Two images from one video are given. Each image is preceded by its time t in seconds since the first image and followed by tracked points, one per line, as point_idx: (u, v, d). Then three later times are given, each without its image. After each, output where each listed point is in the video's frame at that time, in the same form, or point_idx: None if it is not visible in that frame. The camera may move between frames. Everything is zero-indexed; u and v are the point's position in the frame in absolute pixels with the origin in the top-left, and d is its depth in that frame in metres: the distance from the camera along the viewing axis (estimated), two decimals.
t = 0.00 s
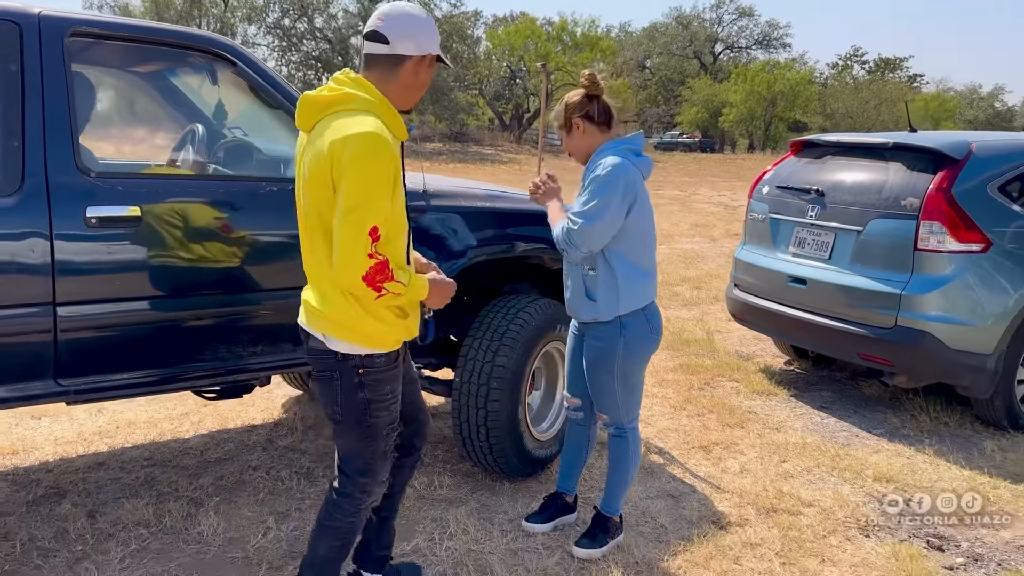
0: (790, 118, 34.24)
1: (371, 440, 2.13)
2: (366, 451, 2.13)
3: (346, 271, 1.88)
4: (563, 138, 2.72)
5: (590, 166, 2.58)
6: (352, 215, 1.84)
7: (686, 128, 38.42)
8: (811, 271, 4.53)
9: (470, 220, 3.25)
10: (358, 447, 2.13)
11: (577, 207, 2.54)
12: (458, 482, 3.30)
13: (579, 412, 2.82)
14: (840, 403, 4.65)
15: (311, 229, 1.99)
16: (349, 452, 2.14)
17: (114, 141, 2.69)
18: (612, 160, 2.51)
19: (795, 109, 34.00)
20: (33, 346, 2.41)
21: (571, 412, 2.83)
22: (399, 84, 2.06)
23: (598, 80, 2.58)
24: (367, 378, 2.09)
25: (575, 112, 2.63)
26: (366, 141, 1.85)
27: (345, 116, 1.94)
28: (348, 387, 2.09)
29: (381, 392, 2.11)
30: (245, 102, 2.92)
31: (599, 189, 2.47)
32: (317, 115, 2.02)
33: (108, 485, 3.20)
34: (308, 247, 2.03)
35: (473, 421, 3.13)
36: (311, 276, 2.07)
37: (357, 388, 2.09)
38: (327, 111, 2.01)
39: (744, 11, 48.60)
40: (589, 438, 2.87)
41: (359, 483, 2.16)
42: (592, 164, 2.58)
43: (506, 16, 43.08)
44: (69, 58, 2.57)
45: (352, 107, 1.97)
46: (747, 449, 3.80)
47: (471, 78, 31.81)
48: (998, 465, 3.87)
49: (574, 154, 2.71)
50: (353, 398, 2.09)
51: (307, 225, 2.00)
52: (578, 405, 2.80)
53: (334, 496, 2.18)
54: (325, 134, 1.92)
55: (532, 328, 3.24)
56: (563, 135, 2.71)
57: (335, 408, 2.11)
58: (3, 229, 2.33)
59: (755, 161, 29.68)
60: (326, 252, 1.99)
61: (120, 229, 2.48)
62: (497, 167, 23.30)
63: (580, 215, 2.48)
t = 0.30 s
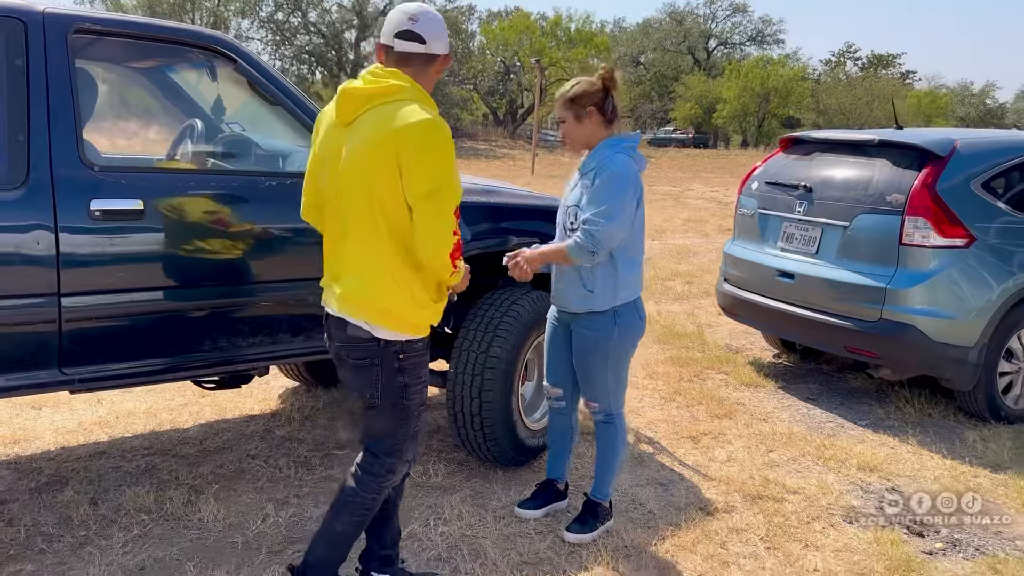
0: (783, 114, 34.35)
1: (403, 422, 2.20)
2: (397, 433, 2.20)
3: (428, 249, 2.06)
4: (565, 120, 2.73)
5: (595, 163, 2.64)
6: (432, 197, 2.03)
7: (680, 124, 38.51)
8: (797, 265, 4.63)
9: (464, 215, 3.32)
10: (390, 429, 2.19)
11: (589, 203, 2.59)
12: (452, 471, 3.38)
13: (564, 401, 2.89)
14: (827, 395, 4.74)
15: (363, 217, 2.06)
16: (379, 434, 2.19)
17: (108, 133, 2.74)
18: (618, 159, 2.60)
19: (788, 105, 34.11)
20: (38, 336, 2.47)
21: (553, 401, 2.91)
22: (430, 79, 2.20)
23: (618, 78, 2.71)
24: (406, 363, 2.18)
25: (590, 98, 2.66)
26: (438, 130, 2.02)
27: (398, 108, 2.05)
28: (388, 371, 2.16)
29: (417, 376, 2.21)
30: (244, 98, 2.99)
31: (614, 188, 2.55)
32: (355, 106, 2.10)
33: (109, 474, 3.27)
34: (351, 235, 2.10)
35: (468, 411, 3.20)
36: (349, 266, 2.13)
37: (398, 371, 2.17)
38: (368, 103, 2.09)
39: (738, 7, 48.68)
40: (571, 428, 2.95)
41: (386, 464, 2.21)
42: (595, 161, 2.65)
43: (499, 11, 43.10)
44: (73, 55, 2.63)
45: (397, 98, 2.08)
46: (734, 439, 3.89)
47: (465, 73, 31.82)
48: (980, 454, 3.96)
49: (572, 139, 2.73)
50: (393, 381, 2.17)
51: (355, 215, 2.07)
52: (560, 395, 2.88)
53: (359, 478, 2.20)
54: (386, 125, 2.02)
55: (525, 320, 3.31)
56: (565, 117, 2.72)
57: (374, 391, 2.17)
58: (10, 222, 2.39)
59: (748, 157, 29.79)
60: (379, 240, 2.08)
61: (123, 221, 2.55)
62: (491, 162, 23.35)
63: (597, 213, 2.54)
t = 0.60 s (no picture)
0: (775, 110, 34.44)
1: (438, 413, 2.28)
2: (432, 423, 2.27)
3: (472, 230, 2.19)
4: (561, 113, 2.74)
5: (584, 163, 2.68)
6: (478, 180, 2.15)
7: (672, 120, 38.56)
8: (783, 261, 4.69)
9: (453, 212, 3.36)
10: (425, 420, 2.26)
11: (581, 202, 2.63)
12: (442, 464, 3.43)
13: (547, 394, 2.94)
14: (813, 390, 4.81)
15: (406, 208, 2.15)
16: (416, 424, 2.26)
17: (101, 128, 2.77)
18: (611, 161, 2.66)
19: (779, 102, 34.20)
20: (34, 331, 2.51)
21: (536, 396, 2.95)
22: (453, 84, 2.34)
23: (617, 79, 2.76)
24: (440, 356, 2.27)
25: (593, 99, 2.69)
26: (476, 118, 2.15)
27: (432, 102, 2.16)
28: (423, 365, 2.25)
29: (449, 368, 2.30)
30: (237, 96, 3.02)
31: (611, 191, 2.61)
32: (388, 103, 2.18)
33: (103, 467, 3.30)
34: (390, 230, 2.18)
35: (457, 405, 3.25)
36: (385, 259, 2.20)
37: (432, 365, 2.26)
38: (399, 100, 2.18)
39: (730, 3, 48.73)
40: (555, 420, 3.00)
41: (418, 454, 2.27)
42: (584, 161, 2.69)
43: (492, 6, 43.06)
44: (68, 53, 2.67)
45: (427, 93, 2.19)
46: (721, 433, 3.95)
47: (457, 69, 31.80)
48: (962, 448, 4.03)
49: (564, 133, 2.75)
50: (428, 373, 2.26)
51: (394, 208, 2.15)
52: (543, 389, 2.92)
53: (390, 463, 2.26)
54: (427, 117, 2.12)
55: (514, 316, 3.36)
56: (562, 110, 2.73)
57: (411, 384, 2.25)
58: (6, 219, 2.43)
59: (739, 153, 29.86)
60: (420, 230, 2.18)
61: (117, 218, 2.59)
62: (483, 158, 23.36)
63: (596, 215, 2.60)
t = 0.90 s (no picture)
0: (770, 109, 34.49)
1: (540, 395, 2.24)
2: (542, 405, 2.25)
3: (502, 248, 2.03)
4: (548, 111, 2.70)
5: (563, 161, 2.72)
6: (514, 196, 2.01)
7: (667, 119, 38.60)
8: (775, 261, 4.71)
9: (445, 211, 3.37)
10: (534, 406, 2.24)
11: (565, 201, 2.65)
12: (434, 462, 3.44)
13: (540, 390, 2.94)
14: (804, 388, 4.83)
15: (452, 218, 2.12)
16: (524, 414, 2.24)
17: (92, 127, 2.79)
18: (589, 159, 2.68)
19: (774, 101, 34.27)
20: (25, 329, 2.51)
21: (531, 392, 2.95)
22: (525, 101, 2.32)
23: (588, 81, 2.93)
24: (515, 346, 2.21)
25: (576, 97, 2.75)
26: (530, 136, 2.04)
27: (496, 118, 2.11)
28: (502, 359, 2.19)
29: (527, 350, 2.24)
30: (229, 95, 3.02)
31: (593, 189, 2.62)
32: (458, 116, 2.17)
33: (95, 466, 3.31)
34: (441, 238, 2.16)
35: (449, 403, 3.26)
36: (441, 269, 2.18)
37: (511, 356, 2.20)
38: (470, 114, 2.17)
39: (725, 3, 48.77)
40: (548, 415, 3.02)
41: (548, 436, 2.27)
42: (562, 160, 2.72)
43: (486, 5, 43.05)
44: (60, 52, 2.67)
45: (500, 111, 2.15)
46: (712, 431, 3.97)
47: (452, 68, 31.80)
48: (952, 446, 4.05)
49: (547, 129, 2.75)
50: (511, 366, 2.19)
51: (447, 217, 2.12)
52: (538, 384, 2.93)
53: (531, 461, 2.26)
54: (483, 130, 2.08)
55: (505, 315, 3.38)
56: (551, 109, 2.69)
57: (499, 383, 2.20)
58: None
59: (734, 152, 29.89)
60: (465, 241, 2.13)
61: (109, 217, 2.60)
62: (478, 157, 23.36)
63: (581, 214, 2.61)
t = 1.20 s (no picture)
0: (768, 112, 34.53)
1: (639, 425, 2.32)
2: (639, 435, 2.33)
3: (623, 273, 2.15)
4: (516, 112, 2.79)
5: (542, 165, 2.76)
6: (636, 224, 2.13)
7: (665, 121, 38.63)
8: (770, 263, 4.72)
9: (439, 215, 3.38)
10: (632, 436, 2.32)
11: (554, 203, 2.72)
12: (430, 465, 3.45)
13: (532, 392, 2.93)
14: (800, 391, 4.85)
15: (571, 238, 2.25)
16: (622, 441, 2.33)
17: (90, 129, 2.78)
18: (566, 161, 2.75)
19: (772, 103, 34.30)
20: (20, 331, 2.52)
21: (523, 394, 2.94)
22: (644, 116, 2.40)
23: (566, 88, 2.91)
24: (624, 368, 2.31)
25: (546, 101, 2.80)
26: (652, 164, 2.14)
27: (616, 142, 2.22)
28: (610, 380, 2.30)
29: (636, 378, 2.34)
30: (226, 98, 3.03)
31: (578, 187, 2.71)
32: (576, 138, 2.29)
33: (91, 468, 3.31)
34: (558, 255, 2.29)
35: (444, 406, 3.26)
36: (556, 285, 2.32)
37: (620, 379, 2.30)
38: (589, 136, 2.27)
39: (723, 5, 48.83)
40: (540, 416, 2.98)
41: (644, 467, 2.37)
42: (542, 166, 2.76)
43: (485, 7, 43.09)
44: (56, 55, 2.68)
45: (618, 135, 2.26)
46: (708, 433, 3.98)
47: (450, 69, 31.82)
48: (947, 449, 4.06)
49: (518, 133, 2.82)
50: (618, 390, 2.29)
51: (566, 236, 2.25)
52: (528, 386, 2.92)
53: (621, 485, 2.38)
54: (603, 156, 2.19)
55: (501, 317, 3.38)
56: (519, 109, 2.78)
57: (603, 404, 2.30)
58: None
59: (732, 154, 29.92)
60: (585, 261, 2.26)
61: (105, 219, 2.60)
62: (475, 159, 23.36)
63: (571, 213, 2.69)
